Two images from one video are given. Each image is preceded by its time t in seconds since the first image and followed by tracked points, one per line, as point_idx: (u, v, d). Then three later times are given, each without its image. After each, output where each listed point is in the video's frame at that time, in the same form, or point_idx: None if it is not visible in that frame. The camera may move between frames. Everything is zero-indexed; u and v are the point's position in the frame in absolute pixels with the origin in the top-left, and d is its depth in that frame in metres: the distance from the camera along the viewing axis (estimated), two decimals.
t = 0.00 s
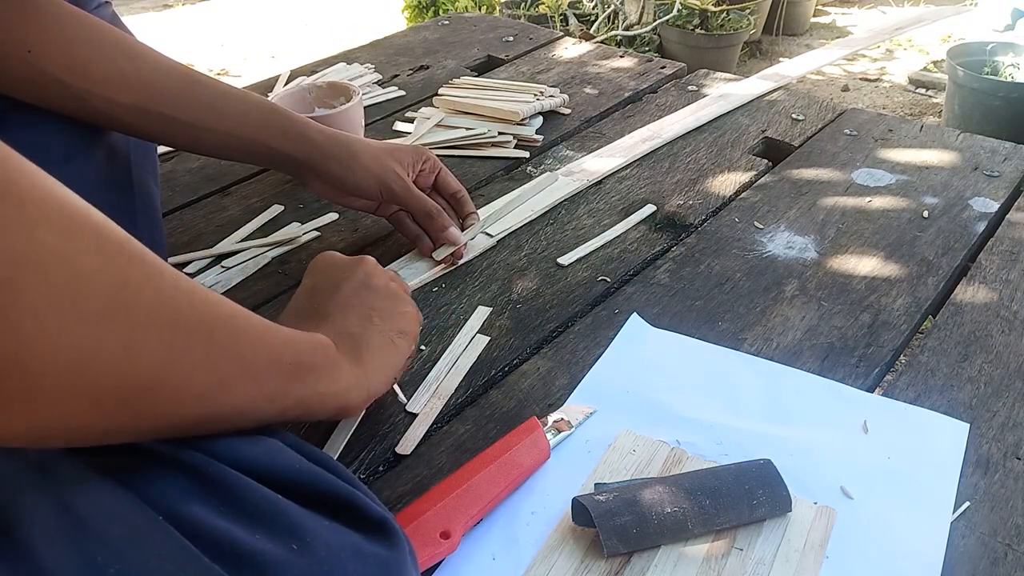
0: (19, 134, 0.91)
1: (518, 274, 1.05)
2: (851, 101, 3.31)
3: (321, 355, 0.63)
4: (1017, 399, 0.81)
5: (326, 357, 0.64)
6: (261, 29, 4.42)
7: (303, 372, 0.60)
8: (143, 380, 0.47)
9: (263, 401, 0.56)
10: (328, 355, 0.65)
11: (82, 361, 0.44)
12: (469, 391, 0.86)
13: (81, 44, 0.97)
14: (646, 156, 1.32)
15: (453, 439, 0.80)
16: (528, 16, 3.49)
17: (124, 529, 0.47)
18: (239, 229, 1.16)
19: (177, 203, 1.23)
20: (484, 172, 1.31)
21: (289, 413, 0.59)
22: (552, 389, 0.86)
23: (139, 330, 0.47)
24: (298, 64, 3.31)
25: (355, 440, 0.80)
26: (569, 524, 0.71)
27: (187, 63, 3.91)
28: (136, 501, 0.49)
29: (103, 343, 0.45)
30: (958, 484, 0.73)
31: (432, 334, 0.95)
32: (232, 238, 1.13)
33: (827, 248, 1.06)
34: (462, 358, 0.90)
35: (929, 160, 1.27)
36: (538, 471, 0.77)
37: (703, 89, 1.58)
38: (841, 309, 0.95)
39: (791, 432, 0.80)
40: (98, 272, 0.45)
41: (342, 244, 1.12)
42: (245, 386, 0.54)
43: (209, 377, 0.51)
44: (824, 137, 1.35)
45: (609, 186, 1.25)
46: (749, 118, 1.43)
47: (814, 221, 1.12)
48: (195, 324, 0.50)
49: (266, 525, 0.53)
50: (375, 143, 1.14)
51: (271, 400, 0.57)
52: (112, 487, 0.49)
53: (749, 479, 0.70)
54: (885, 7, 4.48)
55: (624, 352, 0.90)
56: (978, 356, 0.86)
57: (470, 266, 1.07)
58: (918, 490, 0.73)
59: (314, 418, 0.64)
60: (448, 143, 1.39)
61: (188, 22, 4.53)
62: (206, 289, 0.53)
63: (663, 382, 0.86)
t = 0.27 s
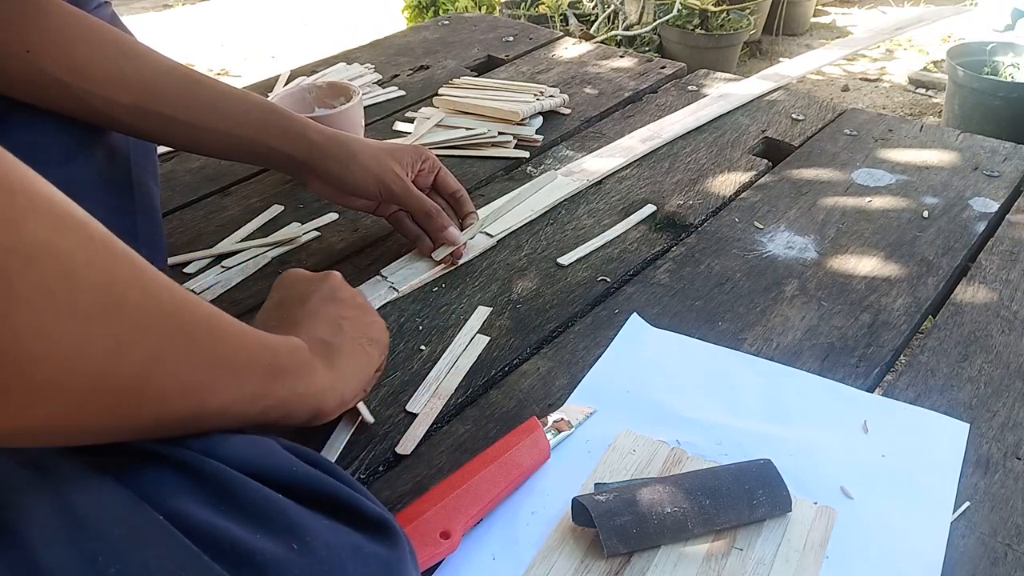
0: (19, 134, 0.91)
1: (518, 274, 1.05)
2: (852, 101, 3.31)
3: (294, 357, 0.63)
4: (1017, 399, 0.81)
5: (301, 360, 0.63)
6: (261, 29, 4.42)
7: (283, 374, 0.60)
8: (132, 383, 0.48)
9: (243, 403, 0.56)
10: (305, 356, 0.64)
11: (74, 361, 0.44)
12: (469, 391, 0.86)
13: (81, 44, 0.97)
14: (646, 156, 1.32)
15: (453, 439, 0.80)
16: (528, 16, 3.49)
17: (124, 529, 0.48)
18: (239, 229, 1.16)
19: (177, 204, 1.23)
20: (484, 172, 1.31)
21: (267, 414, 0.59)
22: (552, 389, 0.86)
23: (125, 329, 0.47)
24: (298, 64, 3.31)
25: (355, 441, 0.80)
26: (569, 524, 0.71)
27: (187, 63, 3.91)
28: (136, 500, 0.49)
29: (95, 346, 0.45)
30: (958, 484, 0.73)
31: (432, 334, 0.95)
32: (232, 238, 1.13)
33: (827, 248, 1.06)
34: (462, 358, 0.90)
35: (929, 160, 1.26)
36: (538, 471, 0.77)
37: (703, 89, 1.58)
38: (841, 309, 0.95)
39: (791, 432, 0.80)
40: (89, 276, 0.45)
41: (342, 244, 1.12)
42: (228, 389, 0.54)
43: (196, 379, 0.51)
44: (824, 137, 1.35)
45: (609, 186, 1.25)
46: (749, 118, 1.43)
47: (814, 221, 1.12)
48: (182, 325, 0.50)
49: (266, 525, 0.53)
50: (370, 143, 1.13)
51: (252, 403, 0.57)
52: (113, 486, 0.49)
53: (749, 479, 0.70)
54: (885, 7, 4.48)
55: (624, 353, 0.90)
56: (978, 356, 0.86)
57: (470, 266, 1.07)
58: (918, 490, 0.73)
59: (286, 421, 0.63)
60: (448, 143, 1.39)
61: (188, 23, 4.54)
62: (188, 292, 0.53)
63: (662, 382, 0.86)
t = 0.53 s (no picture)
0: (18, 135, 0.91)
1: (518, 275, 1.05)
2: (852, 100, 3.31)
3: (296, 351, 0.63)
4: (1017, 399, 0.81)
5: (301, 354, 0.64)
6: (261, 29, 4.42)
7: (274, 368, 0.60)
8: (116, 380, 0.49)
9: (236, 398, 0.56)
10: (301, 349, 0.64)
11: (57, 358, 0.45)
12: (469, 391, 0.86)
13: (82, 45, 0.97)
14: (646, 156, 1.32)
15: (453, 439, 0.80)
16: (528, 16, 3.49)
17: (123, 529, 0.48)
18: (239, 229, 1.16)
19: (177, 203, 1.23)
20: (484, 172, 1.31)
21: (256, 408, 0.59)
22: (552, 389, 0.86)
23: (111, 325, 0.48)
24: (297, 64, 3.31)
25: (355, 441, 0.80)
26: (569, 525, 0.71)
27: (187, 63, 3.91)
28: (135, 501, 0.49)
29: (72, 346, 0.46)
30: (958, 484, 0.73)
31: (432, 334, 0.95)
32: (232, 238, 1.13)
33: (827, 248, 1.06)
34: (462, 358, 0.90)
35: (929, 160, 1.26)
36: (537, 471, 0.77)
37: (704, 89, 1.58)
38: (841, 309, 0.95)
39: (790, 432, 0.80)
40: (66, 277, 0.45)
41: (342, 244, 1.12)
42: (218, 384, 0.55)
43: (174, 380, 0.52)
44: (824, 137, 1.35)
45: (609, 186, 1.25)
46: (749, 117, 1.43)
47: (814, 221, 1.12)
48: (157, 324, 0.50)
49: (266, 525, 0.53)
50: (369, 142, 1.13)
51: (245, 397, 0.57)
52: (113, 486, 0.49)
53: (749, 479, 0.70)
54: (886, 7, 4.48)
55: (624, 353, 0.90)
56: (978, 356, 0.86)
57: (470, 266, 1.07)
58: (918, 490, 0.73)
59: (275, 410, 0.64)
60: (448, 143, 1.39)
61: (188, 23, 4.54)
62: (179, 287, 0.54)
63: (662, 382, 0.86)
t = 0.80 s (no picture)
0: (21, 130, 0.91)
1: (518, 274, 1.05)
2: (851, 101, 3.31)
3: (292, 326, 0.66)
4: (1017, 399, 0.81)
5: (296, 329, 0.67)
6: (261, 29, 4.41)
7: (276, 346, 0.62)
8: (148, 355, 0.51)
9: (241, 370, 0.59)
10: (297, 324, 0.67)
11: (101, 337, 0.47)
12: (469, 391, 0.86)
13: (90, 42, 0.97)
14: (646, 156, 1.32)
15: (453, 439, 0.80)
16: (528, 16, 3.49)
17: (123, 524, 0.47)
18: (239, 228, 1.16)
19: (178, 203, 1.23)
20: (484, 172, 1.31)
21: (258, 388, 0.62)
22: (552, 389, 0.86)
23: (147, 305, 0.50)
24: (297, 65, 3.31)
25: (355, 441, 0.80)
26: (569, 524, 0.71)
27: (186, 63, 3.91)
28: (136, 495, 0.49)
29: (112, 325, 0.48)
30: (958, 484, 0.73)
31: (432, 334, 0.95)
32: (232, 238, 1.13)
33: (827, 248, 1.06)
34: (462, 358, 0.90)
35: (929, 160, 1.26)
36: (538, 471, 0.77)
37: (703, 89, 1.58)
38: (841, 309, 0.95)
39: (790, 432, 0.80)
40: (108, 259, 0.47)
41: (342, 244, 1.12)
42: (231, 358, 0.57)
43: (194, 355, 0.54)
44: (824, 137, 1.35)
45: (609, 186, 1.25)
46: (749, 118, 1.43)
47: (814, 221, 1.12)
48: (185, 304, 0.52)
49: (266, 523, 0.53)
50: (344, 141, 1.12)
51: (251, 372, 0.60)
52: (115, 480, 0.49)
53: (749, 479, 0.70)
54: (886, 7, 4.48)
55: (624, 353, 0.90)
56: (978, 356, 0.86)
57: (469, 265, 1.07)
58: (918, 490, 0.73)
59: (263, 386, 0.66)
60: (448, 143, 1.39)
61: (188, 22, 4.54)
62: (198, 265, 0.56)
63: (662, 382, 0.86)
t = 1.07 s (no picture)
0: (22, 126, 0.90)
1: (518, 274, 1.05)
2: (851, 100, 3.31)
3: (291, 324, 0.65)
4: (1017, 399, 0.81)
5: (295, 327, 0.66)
6: (262, 29, 4.42)
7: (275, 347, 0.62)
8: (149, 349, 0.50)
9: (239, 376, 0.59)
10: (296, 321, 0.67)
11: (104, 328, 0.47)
12: (469, 391, 0.86)
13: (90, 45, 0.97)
14: (646, 156, 1.32)
15: (454, 439, 0.80)
16: (528, 16, 3.49)
17: (123, 524, 0.47)
18: (239, 228, 1.16)
19: (178, 203, 1.23)
20: (484, 172, 1.31)
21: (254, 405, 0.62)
22: (552, 389, 0.86)
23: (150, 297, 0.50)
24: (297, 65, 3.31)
25: (355, 441, 0.80)
26: (569, 525, 0.71)
27: (186, 63, 3.91)
28: (136, 495, 0.49)
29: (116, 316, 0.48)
30: (958, 484, 0.73)
31: (432, 334, 0.95)
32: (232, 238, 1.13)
33: (827, 248, 1.06)
34: (462, 358, 0.90)
35: (929, 160, 1.26)
36: (538, 471, 0.77)
37: (704, 89, 1.58)
38: (840, 309, 0.95)
39: (790, 432, 0.80)
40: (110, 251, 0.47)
41: (342, 244, 1.12)
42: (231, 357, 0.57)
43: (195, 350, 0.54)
44: (824, 137, 1.35)
45: (609, 186, 1.25)
46: (749, 118, 1.43)
47: (814, 221, 1.12)
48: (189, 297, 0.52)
49: (266, 523, 0.53)
50: (342, 146, 1.11)
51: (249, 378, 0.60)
52: (115, 480, 0.49)
53: (749, 479, 0.70)
54: (886, 7, 4.48)
55: (624, 353, 0.90)
56: (978, 356, 0.86)
57: (469, 265, 1.07)
58: (918, 490, 0.73)
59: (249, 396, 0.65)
60: (448, 143, 1.39)
61: (188, 22, 4.54)
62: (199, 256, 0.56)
63: (662, 382, 0.86)
